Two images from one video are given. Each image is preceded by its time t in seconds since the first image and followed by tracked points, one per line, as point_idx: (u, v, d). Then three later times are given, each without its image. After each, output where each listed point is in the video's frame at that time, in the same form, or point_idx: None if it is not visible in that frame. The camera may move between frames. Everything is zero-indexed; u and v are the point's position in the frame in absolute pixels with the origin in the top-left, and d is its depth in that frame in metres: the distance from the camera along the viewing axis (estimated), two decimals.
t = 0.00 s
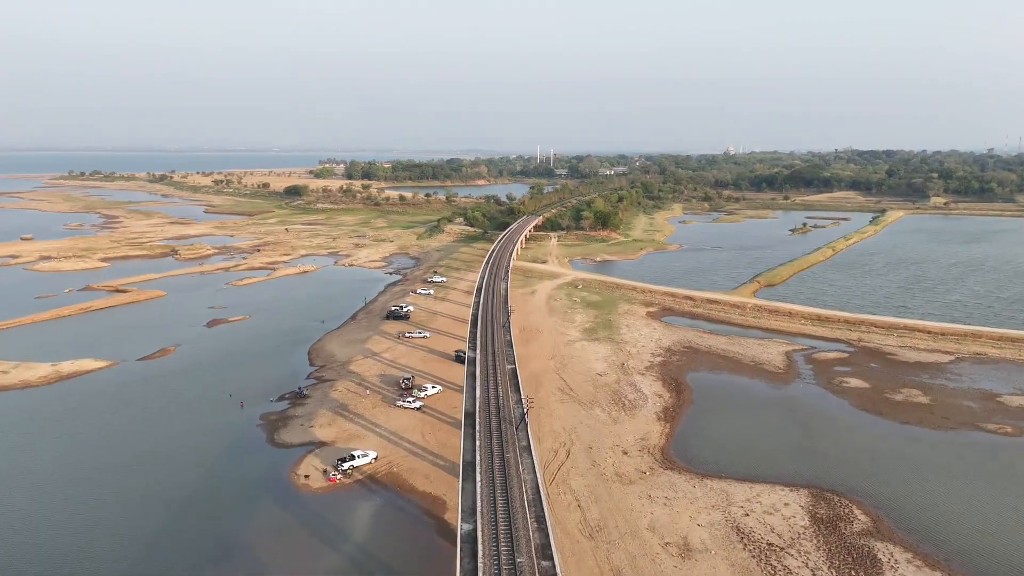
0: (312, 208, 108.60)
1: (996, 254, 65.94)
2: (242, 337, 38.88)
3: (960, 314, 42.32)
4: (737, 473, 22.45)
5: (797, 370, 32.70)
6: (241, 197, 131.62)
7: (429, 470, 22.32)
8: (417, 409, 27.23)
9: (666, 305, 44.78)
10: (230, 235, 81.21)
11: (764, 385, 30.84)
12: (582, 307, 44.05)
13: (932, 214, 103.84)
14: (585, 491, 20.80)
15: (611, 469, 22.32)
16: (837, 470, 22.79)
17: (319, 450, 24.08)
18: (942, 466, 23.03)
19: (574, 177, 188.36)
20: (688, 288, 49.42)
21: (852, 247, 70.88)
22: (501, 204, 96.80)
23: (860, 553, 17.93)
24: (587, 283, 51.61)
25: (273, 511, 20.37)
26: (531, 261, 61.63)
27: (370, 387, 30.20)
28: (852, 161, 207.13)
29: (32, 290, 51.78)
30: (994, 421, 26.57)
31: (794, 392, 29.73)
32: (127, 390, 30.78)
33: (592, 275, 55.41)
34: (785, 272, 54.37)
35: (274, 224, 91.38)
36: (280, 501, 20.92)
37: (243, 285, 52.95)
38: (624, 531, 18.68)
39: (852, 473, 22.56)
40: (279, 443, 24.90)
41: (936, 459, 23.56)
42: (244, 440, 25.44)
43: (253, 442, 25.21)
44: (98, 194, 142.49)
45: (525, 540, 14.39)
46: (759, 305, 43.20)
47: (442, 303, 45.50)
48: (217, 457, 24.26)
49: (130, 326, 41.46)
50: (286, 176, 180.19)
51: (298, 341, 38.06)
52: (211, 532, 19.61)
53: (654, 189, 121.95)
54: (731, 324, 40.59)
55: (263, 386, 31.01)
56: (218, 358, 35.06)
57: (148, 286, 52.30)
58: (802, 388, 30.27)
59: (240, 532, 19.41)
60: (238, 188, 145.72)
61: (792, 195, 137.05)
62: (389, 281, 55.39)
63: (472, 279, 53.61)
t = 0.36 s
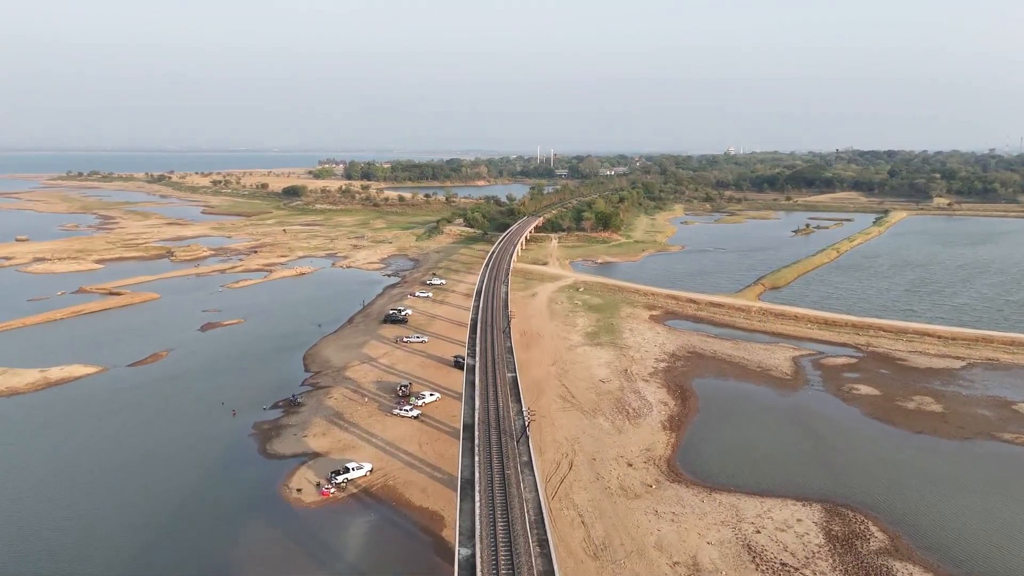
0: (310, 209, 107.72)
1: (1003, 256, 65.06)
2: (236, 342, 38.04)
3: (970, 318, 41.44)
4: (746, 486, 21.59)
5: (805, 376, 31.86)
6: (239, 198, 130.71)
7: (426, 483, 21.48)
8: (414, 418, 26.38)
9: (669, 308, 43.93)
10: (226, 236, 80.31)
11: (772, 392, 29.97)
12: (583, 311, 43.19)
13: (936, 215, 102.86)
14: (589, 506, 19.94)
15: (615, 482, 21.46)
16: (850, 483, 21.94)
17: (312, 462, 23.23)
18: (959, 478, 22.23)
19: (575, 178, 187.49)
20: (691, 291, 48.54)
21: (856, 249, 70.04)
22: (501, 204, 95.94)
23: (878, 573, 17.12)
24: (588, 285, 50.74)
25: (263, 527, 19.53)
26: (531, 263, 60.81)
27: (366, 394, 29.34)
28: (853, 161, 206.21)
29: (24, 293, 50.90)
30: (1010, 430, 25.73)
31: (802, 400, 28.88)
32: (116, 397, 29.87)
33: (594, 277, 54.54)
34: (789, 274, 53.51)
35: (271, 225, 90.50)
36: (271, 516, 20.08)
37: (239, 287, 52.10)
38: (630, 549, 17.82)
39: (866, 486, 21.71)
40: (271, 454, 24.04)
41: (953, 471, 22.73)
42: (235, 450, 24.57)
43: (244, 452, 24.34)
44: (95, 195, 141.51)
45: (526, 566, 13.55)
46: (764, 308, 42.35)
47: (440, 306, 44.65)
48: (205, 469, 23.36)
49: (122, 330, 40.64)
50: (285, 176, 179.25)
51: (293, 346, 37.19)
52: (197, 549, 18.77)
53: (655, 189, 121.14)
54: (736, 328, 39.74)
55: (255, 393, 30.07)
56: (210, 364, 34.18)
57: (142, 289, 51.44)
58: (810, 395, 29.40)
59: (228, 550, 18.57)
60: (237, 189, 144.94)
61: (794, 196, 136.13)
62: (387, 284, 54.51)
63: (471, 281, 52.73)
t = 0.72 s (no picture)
0: (308, 209, 106.83)
1: (1010, 258, 64.17)
2: (229, 346, 37.16)
3: (980, 322, 40.52)
4: (757, 501, 20.65)
5: (814, 383, 30.93)
6: (237, 198, 129.77)
7: (423, 498, 20.57)
8: (410, 428, 25.46)
9: (673, 312, 43.02)
10: (223, 237, 79.37)
11: (780, 400, 29.07)
12: (585, 314, 42.28)
13: (940, 216, 101.87)
14: (593, 524, 19.00)
15: (620, 497, 20.54)
16: (866, 498, 21.00)
17: (304, 475, 22.30)
18: (978, 493, 21.31)
19: (575, 178, 186.56)
20: (695, 294, 47.60)
21: (861, 250, 69.11)
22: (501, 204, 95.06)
23: None
24: (590, 287, 49.83)
25: (251, 546, 18.64)
26: (531, 264, 59.89)
27: (361, 403, 28.41)
28: (855, 161, 205.25)
29: (14, 295, 49.96)
30: None
31: (812, 409, 27.95)
32: (103, 406, 28.93)
33: (595, 279, 53.64)
34: (794, 277, 52.58)
35: (268, 226, 89.56)
36: (260, 533, 19.18)
37: (234, 290, 51.18)
38: (637, 572, 16.89)
39: (882, 502, 20.77)
40: (261, 466, 23.12)
41: (972, 485, 21.81)
42: (224, 463, 23.62)
43: (233, 465, 23.39)
44: (92, 195, 140.46)
45: None
46: (770, 312, 41.43)
47: (439, 309, 43.74)
48: (192, 483, 22.43)
49: (113, 335, 39.71)
50: (284, 176, 178.40)
51: (287, 351, 36.24)
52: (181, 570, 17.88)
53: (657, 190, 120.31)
54: (741, 333, 38.82)
55: (246, 400, 29.14)
56: (202, 369, 33.25)
57: (136, 291, 50.53)
58: (820, 404, 28.47)
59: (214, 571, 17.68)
60: (235, 189, 143.96)
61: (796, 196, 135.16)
62: (385, 286, 53.57)
63: (470, 283, 51.82)
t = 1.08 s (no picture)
0: (307, 209, 105.96)
1: (1017, 260, 63.21)
2: (222, 351, 36.25)
3: (992, 326, 39.59)
4: (769, 518, 19.71)
5: (823, 391, 29.97)
6: (236, 198, 128.98)
7: (418, 515, 19.63)
8: (406, 439, 24.51)
9: (676, 316, 42.09)
10: (219, 238, 78.49)
11: (789, 408, 28.13)
12: (586, 318, 41.36)
13: (944, 216, 100.82)
14: (597, 544, 18.06)
15: (625, 514, 19.60)
16: (881, 514, 20.08)
17: (295, 490, 21.35)
18: (999, 509, 20.39)
19: (576, 178, 185.57)
20: (698, 297, 46.69)
21: (866, 252, 68.15)
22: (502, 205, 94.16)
23: None
24: (591, 290, 48.92)
25: (236, 566, 17.69)
26: (531, 266, 59.00)
27: (356, 411, 27.44)
28: (857, 161, 204.20)
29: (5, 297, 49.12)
30: None
31: (822, 418, 27.01)
32: (89, 415, 27.97)
33: (596, 281, 52.75)
34: (799, 279, 51.67)
35: (266, 226, 88.69)
36: (246, 552, 18.24)
37: (229, 292, 50.29)
38: None
39: (899, 518, 19.82)
40: (250, 480, 22.16)
41: (992, 500, 20.88)
42: (212, 476, 22.66)
43: (221, 479, 22.41)
44: (90, 195, 139.49)
45: None
46: (776, 316, 40.47)
47: (437, 313, 42.81)
48: (178, 497, 21.48)
49: (104, 339, 38.75)
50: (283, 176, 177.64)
51: (281, 357, 35.29)
52: None
53: (658, 190, 119.58)
54: (747, 337, 37.86)
55: (237, 410, 28.19)
56: (193, 377, 32.29)
57: (128, 294, 49.64)
58: (830, 412, 27.54)
59: None
60: (233, 189, 143.01)
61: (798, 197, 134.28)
62: (382, 288, 52.59)
63: (469, 286, 50.92)
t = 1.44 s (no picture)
0: (305, 210, 105.05)
1: None
2: (214, 357, 35.29)
3: (1003, 331, 38.66)
4: (784, 538, 18.76)
5: (834, 399, 29.00)
6: (234, 199, 128.05)
7: (413, 535, 18.68)
8: (401, 451, 23.56)
9: (680, 319, 41.13)
10: (216, 239, 77.59)
11: (799, 417, 27.19)
12: (588, 322, 40.42)
13: (948, 217, 99.85)
14: (603, 566, 17.13)
15: (632, 533, 18.67)
16: (901, 533, 19.13)
17: (285, 507, 20.38)
18: None
19: (576, 178, 184.62)
20: (702, 300, 45.76)
21: (871, 254, 67.22)
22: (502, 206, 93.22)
23: None
24: (593, 293, 47.99)
25: None
26: (532, 268, 58.09)
27: (351, 421, 26.50)
28: (858, 161, 203.23)
29: None
30: None
31: (833, 428, 26.07)
32: (74, 426, 26.92)
33: (598, 284, 51.84)
34: (805, 282, 50.76)
35: (264, 227, 87.80)
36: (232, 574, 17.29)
37: (223, 295, 49.36)
38: None
39: (920, 538, 18.88)
40: (238, 495, 21.18)
41: (1016, 517, 19.94)
42: (199, 492, 21.64)
43: (207, 495, 21.40)
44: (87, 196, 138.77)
45: None
46: (783, 320, 39.48)
47: (435, 317, 41.88)
48: (163, 513, 20.55)
49: (94, 345, 37.79)
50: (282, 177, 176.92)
51: (274, 363, 34.33)
52: None
53: (659, 190, 118.72)
54: (753, 343, 36.89)
55: (227, 421, 27.16)
56: (182, 385, 31.28)
57: (121, 297, 48.71)
58: (842, 423, 26.60)
59: None
60: (232, 189, 142.14)
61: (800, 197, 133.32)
62: (380, 291, 51.60)
63: (468, 289, 49.98)
